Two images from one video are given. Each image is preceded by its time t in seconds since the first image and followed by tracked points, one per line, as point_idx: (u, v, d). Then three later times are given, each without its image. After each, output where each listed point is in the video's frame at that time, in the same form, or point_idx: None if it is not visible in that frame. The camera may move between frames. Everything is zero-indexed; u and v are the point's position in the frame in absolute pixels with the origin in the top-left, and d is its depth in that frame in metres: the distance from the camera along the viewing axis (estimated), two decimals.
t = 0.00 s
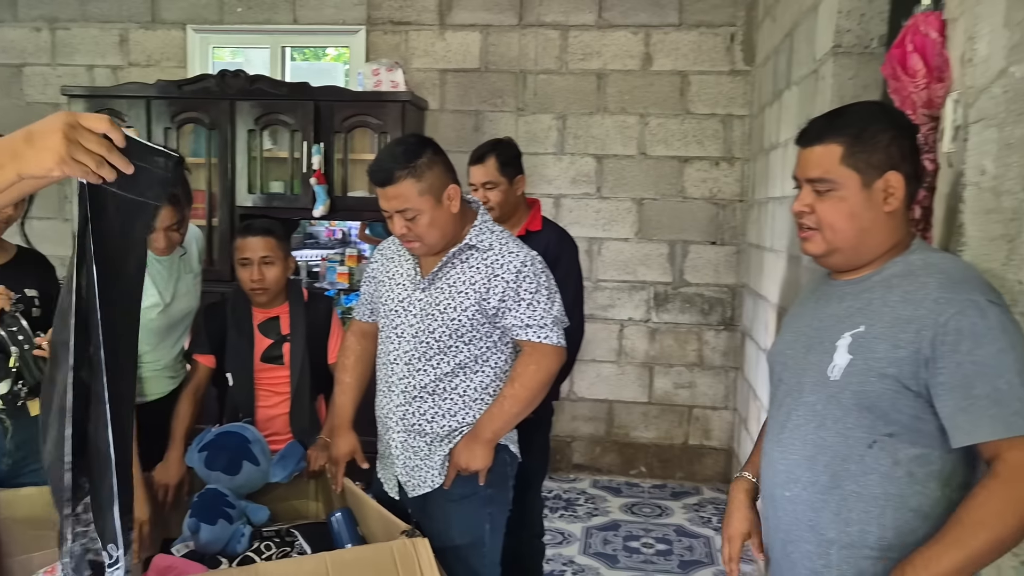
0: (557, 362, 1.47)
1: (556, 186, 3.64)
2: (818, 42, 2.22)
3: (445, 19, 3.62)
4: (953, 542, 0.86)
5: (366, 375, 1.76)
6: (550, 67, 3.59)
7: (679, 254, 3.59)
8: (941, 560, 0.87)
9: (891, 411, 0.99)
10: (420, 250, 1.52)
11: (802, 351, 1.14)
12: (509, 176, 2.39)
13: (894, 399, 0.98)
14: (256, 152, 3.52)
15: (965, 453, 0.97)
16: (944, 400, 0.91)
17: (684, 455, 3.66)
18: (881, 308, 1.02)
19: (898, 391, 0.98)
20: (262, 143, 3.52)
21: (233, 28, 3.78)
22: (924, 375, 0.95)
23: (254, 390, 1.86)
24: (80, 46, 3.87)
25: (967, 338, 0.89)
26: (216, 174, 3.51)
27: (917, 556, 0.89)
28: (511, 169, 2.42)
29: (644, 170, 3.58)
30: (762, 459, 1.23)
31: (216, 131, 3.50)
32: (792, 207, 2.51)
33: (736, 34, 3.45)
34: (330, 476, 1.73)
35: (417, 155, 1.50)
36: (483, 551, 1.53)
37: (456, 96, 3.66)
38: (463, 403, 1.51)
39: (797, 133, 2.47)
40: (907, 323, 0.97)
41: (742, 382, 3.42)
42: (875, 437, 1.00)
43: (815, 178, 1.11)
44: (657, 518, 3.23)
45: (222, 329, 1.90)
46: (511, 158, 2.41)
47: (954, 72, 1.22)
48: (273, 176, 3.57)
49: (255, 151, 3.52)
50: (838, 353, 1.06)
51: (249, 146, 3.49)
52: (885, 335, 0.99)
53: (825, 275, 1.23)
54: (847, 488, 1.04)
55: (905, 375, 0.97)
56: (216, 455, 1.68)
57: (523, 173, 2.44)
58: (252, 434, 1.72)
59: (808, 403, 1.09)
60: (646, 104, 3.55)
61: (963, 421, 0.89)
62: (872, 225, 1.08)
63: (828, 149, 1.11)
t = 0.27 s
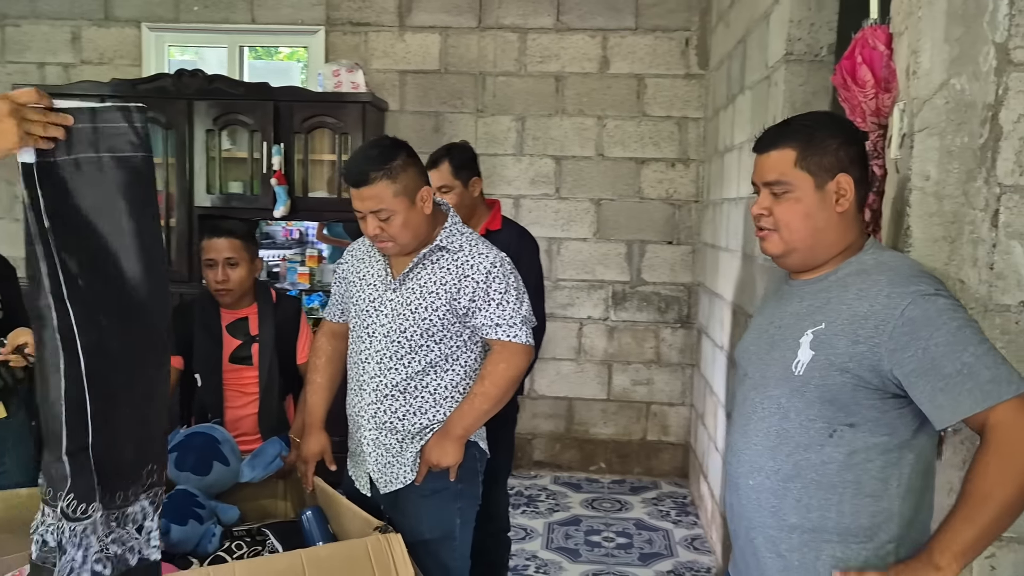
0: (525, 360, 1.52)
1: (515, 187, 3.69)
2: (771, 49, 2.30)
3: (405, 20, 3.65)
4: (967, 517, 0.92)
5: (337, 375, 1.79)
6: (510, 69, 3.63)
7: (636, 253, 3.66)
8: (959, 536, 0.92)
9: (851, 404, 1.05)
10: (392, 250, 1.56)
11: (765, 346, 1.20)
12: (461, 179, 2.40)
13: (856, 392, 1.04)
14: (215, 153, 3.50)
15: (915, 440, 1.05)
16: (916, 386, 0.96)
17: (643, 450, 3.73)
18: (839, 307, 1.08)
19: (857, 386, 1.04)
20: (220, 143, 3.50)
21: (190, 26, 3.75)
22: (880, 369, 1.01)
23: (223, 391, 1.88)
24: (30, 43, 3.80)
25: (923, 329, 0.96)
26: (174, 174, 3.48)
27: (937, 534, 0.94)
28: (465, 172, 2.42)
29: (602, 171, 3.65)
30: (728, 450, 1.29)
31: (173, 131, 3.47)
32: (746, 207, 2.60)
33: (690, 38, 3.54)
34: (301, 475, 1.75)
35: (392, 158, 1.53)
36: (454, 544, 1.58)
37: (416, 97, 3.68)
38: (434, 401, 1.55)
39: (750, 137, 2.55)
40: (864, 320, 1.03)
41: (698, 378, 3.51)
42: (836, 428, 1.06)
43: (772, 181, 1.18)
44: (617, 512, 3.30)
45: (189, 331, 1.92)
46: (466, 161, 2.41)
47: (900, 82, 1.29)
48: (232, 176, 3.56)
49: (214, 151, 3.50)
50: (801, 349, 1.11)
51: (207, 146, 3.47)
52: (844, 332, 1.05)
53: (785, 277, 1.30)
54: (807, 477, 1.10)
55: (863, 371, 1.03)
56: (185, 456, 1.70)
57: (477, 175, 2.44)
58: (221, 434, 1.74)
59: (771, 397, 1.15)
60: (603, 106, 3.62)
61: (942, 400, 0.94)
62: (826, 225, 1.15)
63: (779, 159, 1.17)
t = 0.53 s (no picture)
0: (506, 359, 1.54)
1: (481, 187, 3.70)
2: (737, 52, 2.35)
3: (370, 20, 3.64)
4: (937, 498, 0.97)
5: (317, 376, 1.79)
6: (475, 69, 3.65)
7: (602, 252, 3.71)
8: (927, 519, 0.98)
9: (836, 398, 1.10)
10: (375, 251, 1.57)
11: (750, 342, 1.24)
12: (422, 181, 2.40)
13: (841, 386, 1.09)
14: (177, 152, 3.45)
15: (892, 434, 1.11)
16: (897, 381, 1.01)
17: (609, 447, 3.78)
18: (822, 305, 1.12)
19: (840, 380, 1.09)
20: (183, 142, 3.45)
21: (149, 23, 3.69)
22: (861, 362, 1.06)
23: (198, 393, 1.89)
24: None
25: (905, 323, 1.01)
26: (135, 173, 3.42)
27: (910, 516, 0.99)
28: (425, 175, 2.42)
29: (567, 171, 3.68)
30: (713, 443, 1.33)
31: (133, 129, 3.41)
32: (712, 207, 2.65)
33: (654, 41, 3.59)
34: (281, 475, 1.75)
35: (376, 158, 1.54)
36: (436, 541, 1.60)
37: (381, 96, 3.67)
38: (416, 400, 1.56)
39: (716, 138, 2.61)
40: (847, 317, 1.08)
41: (663, 374, 3.57)
42: (820, 421, 1.11)
43: (761, 177, 1.22)
44: (584, 509, 3.33)
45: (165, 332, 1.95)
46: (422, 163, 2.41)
47: (872, 88, 1.35)
48: (194, 176, 3.51)
49: (176, 150, 3.45)
50: (787, 345, 1.15)
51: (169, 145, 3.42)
52: (829, 327, 1.10)
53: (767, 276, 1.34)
54: (792, 468, 1.14)
55: (847, 366, 1.07)
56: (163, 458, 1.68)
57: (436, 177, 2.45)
58: (199, 436, 1.73)
59: (758, 392, 1.19)
60: (568, 107, 3.65)
61: (920, 396, 0.99)
62: (811, 220, 1.19)
63: (768, 153, 1.22)
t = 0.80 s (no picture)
0: (486, 355, 1.55)
1: (448, 185, 3.70)
2: (705, 52, 2.39)
3: (335, 16, 3.61)
4: (907, 496, 1.00)
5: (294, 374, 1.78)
6: (441, 67, 3.64)
7: (568, 250, 3.73)
8: (896, 516, 1.01)
9: (817, 389, 1.13)
10: (356, 248, 1.56)
11: (733, 335, 1.26)
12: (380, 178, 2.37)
13: (821, 377, 1.12)
14: (138, 148, 3.39)
15: (870, 426, 1.14)
16: (871, 372, 1.04)
17: (575, 444, 3.81)
18: (805, 298, 1.15)
19: (822, 370, 1.12)
20: (144, 138, 3.39)
21: (107, 16, 3.61)
22: (843, 354, 1.09)
23: (172, 393, 1.89)
24: None
25: (882, 317, 1.04)
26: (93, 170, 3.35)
27: (881, 514, 1.03)
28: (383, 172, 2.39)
29: (534, 169, 3.70)
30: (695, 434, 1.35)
31: (91, 124, 3.33)
32: (679, 205, 2.69)
33: (619, 40, 3.63)
34: (256, 474, 1.73)
35: (358, 155, 1.53)
36: (417, 538, 1.61)
37: (347, 93, 3.65)
38: (396, 396, 1.56)
39: (684, 137, 2.64)
40: (828, 310, 1.11)
41: (629, 371, 3.61)
42: (803, 413, 1.14)
43: (745, 172, 1.25)
44: (553, 505, 3.35)
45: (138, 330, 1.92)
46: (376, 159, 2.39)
47: (847, 88, 1.38)
48: (155, 173, 3.45)
49: (137, 146, 3.39)
50: (770, 338, 1.18)
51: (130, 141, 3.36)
52: (810, 320, 1.13)
53: (750, 267, 1.37)
54: (774, 459, 1.17)
55: (828, 357, 1.10)
56: (135, 459, 1.66)
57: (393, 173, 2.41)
58: (173, 437, 1.71)
59: (741, 383, 1.22)
60: (534, 106, 3.66)
61: (891, 387, 1.02)
62: (792, 217, 1.22)
63: (751, 149, 1.25)
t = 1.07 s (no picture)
0: (463, 351, 1.55)
1: (422, 182, 3.69)
2: (678, 51, 2.41)
3: (308, 13, 3.59)
4: (879, 487, 1.03)
5: (269, 372, 1.77)
6: (415, 65, 3.64)
7: (542, 247, 3.74)
8: (869, 506, 1.03)
9: (792, 380, 1.15)
10: (335, 245, 1.56)
11: (709, 328, 1.28)
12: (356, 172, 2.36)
13: (795, 367, 1.14)
14: (108, 145, 3.35)
15: (842, 418, 1.16)
16: (844, 362, 1.06)
17: (550, 440, 3.82)
18: (779, 290, 1.17)
19: (797, 360, 1.14)
20: (114, 135, 3.36)
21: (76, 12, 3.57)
22: (817, 344, 1.11)
23: (146, 391, 1.87)
24: None
25: (855, 307, 1.06)
26: (62, 167, 3.31)
27: (854, 505, 1.05)
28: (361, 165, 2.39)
29: (508, 167, 3.70)
30: (671, 426, 1.37)
31: (60, 121, 3.29)
32: (653, 202, 2.71)
33: (592, 38, 3.64)
34: (232, 472, 1.72)
35: (339, 151, 1.53)
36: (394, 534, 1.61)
37: (320, 90, 3.63)
38: (372, 393, 1.56)
39: (657, 134, 2.67)
40: (803, 301, 1.13)
41: (603, 367, 3.63)
42: (778, 405, 1.16)
43: (717, 169, 1.26)
44: (528, 501, 3.37)
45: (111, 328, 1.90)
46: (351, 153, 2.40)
47: (817, 85, 1.41)
48: (125, 170, 3.41)
49: (106, 143, 3.35)
50: (745, 330, 1.20)
51: (99, 138, 3.31)
52: (785, 312, 1.15)
53: (723, 261, 1.39)
54: (749, 451, 1.19)
55: (803, 347, 1.13)
56: (109, 458, 1.65)
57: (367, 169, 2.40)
58: (147, 436, 1.69)
59: (716, 375, 1.24)
60: (508, 103, 3.67)
61: (862, 376, 1.04)
62: (765, 210, 1.24)
63: (724, 146, 1.26)
